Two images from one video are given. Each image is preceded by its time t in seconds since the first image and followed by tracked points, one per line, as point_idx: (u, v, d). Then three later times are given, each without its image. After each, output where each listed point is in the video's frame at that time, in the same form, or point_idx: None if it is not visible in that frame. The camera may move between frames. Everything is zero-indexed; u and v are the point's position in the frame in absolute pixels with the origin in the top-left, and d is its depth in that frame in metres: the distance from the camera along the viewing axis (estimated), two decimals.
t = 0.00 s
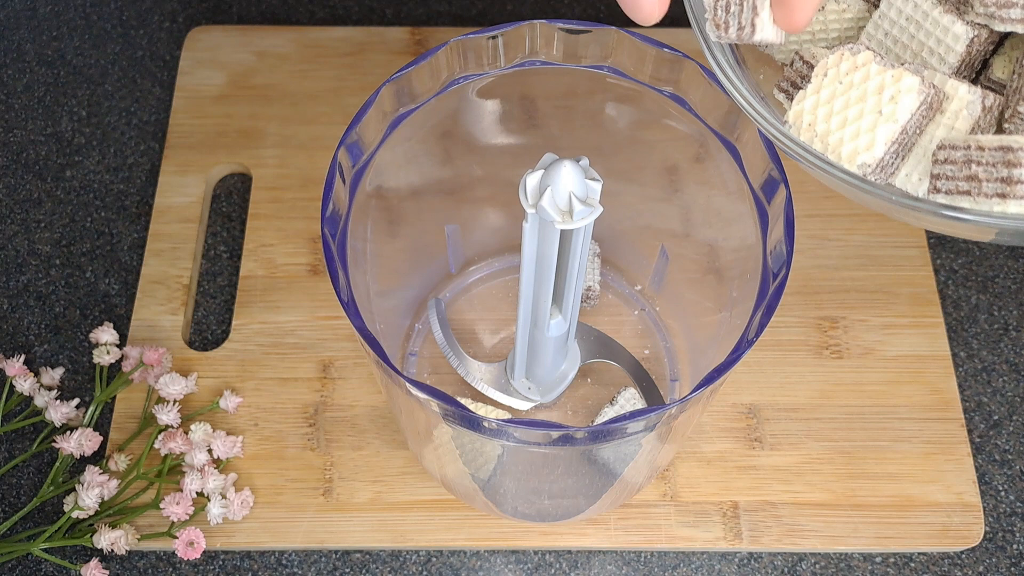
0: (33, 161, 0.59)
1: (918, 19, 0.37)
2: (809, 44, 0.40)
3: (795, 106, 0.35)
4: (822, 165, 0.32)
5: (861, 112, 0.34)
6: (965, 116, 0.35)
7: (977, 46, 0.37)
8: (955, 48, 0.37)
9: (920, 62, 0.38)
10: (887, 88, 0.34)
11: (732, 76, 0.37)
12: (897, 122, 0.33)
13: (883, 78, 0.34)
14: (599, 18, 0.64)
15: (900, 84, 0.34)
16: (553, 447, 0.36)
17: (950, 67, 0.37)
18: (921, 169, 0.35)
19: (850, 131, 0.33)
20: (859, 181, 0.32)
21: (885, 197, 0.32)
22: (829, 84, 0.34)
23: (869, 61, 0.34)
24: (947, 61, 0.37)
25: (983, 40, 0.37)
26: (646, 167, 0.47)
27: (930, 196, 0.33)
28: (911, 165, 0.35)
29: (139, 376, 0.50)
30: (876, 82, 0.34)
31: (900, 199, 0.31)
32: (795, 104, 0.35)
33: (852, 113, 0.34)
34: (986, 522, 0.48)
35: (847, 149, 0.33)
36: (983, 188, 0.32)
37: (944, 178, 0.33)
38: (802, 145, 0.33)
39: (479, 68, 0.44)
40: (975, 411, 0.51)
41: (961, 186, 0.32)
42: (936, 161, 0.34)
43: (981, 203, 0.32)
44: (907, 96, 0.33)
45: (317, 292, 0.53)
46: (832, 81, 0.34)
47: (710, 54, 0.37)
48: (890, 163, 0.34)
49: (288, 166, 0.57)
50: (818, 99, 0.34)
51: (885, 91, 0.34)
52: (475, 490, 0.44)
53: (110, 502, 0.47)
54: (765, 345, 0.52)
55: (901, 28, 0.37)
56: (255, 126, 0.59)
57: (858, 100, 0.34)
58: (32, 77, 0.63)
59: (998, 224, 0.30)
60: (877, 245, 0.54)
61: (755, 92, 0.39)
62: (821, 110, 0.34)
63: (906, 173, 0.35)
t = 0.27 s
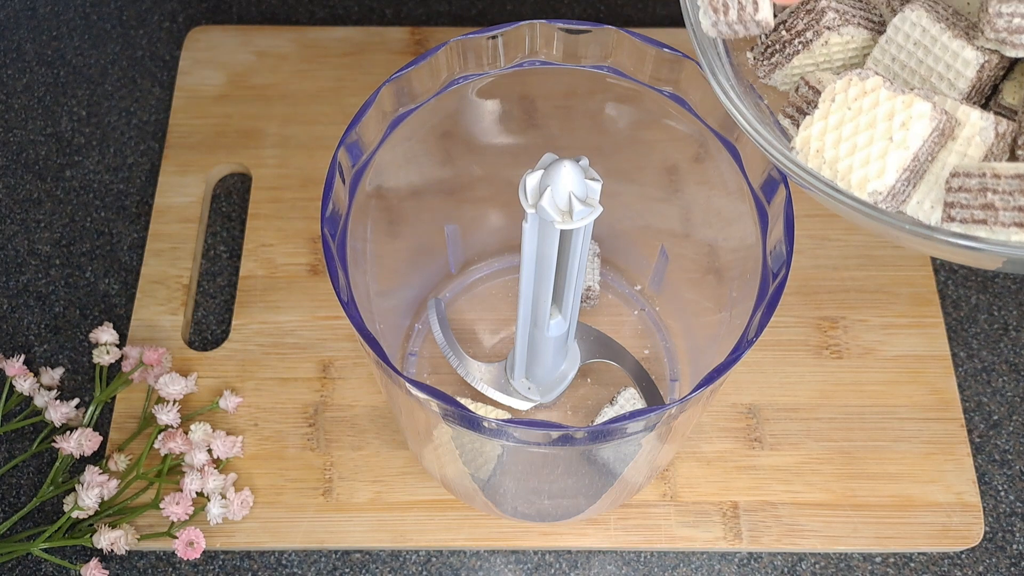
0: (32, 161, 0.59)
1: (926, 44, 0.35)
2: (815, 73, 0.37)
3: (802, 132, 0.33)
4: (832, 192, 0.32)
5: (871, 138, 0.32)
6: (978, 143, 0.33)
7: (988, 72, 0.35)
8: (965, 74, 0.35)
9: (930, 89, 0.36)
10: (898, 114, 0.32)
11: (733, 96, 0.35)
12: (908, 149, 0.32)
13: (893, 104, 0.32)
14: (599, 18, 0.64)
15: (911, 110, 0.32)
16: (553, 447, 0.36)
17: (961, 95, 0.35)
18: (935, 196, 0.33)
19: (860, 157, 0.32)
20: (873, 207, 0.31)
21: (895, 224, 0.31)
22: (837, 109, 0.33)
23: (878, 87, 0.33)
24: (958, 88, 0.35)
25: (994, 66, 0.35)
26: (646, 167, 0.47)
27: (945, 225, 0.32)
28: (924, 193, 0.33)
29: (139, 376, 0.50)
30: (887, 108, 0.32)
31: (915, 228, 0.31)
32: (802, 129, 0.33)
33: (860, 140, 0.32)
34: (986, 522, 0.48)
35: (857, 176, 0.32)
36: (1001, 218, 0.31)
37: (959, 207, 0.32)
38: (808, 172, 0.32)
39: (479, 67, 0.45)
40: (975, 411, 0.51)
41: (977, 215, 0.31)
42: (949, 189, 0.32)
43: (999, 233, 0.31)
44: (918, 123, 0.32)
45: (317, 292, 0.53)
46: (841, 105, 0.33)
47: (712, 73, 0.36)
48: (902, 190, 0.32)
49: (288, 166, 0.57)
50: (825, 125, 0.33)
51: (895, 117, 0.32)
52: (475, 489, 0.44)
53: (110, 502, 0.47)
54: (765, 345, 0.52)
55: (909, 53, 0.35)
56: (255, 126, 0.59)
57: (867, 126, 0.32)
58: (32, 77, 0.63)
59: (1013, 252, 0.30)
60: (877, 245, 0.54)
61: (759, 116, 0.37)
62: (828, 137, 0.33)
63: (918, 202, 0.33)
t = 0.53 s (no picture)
0: (33, 161, 0.59)
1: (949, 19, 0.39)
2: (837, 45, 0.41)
3: (821, 100, 0.37)
4: (847, 160, 0.34)
5: (889, 107, 0.36)
6: (996, 116, 0.36)
7: (1011, 48, 0.38)
8: (988, 49, 0.38)
9: (951, 62, 0.39)
10: (917, 84, 0.35)
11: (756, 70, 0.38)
12: (925, 119, 0.35)
13: (912, 74, 0.36)
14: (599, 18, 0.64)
15: (931, 80, 0.35)
16: (553, 447, 0.36)
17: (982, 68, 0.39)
18: (948, 169, 0.37)
19: (876, 125, 0.36)
20: (885, 175, 0.33)
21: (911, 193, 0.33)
22: (858, 78, 0.36)
23: (898, 56, 0.36)
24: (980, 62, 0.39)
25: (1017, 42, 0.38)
26: (646, 167, 0.48)
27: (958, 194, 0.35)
28: (938, 164, 0.37)
29: (140, 376, 0.50)
30: (906, 78, 0.36)
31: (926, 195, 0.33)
32: (822, 95, 0.37)
33: (878, 108, 0.36)
34: (986, 522, 0.48)
35: (873, 144, 0.35)
36: (1011, 188, 0.34)
37: (973, 177, 0.35)
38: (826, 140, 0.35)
39: (479, 67, 0.44)
40: (975, 411, 0.51)
41: (991, 185, 0.34)
42: (965, 160, 0.36)
43: (1010, 203, 0.34)
44: (938, 93, 0.35)
45: (317, 292, 0.53)
46: (860, 75, 0.36)
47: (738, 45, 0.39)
48: (916, 160, 0.36)
49: (288, 166, 0.57)
50: (844, 92, 0.37)
51: (915, 86, 0.36)
52: (475, 490, 0.44)
53: (110, 502, 0.47)
54: (765, 345, 0.52)
55: (933, 28, 0.39)
56: (255, 126, 0.59)
57: (886, 95, 0.36)
58: (32, 77, 0.63)
59: None
60: (877, 245, 0.54)
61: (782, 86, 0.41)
62: (847, 104, 0.36)
63: (932, 173, 0.37)
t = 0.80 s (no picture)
0: (33, 161, 0.59)
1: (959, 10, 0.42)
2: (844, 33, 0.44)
3: (830, 90, 0.39)
4: (857, 152, 0.35)
5: (901, 97, 0.38)
6: (1009, 106, 0.39)
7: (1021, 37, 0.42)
8: (1001, 37, 0.41)
9: (961, 51, 0.42)
10: (929, 74, 0.38)
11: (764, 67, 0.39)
12: (937, 109, 0.38)
13: (923, 64, 0.38)
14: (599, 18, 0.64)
15: (944, 70, 0.38)
16: (553, 447, 0.36)
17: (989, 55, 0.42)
18: (960, 161, 0.39)
19: (887, 117, 0.38)
20: (895, 166, 0.34)
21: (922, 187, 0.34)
22: (868, 69, 0.39)
23: (909, 46, 0.39)
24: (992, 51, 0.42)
25: None
26: (646, 167, 0.48)
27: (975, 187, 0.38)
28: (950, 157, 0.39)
29: (140, 376, 0.50)
30: (917, 68, 0.38)
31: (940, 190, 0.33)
32: (831, 87, 0.39)
33: (889, 98, 0.38)
34: (986, 522, 0.48)
35: (884, 136, 0.38)
36: None
37: (987, 170, 0.37)
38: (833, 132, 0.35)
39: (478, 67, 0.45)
40: (975, 411, 0.51)
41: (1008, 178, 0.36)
42: (979, 152, 0.38)
43: None
44: (951, 82, 0.37)
45: (317, 292, 0.53)
46: (870, 65, 0.39)
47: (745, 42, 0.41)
48: (928, 152, 0.38)
49: (288, 166, 0.57)
50: (854, 83, 0.39)
51: (927, 77, 0.38)
52: (475, 489, 0.44)
53: (110, 502, 0.47)
54: (765, 345, 0.52)
55: (942, 17, 0.42)
56: (255, 126, 0.59)
57: (897, 85, 0.38)
58: (32, 77, 0.63)
59: None
60: (877, 245, 0.54)
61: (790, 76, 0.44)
62: (855, 96, 0.39)
63: (944, 166, 0.39)
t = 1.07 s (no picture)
0: (32, 160, 0.59)
1: None
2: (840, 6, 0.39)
3: (824, 63, 0.36)
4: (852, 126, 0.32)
5: (895, 71, 0.35)
6: (1007, 80, 0.35)
7: None
8: (997, 11, 0.36)
9: (959, 25, 0.37)
10: (924, 46, 0.34)
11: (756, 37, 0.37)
12: (932, 84, 0.34)
13: (921, 35, 0.34)
14: (599, 18, 0.64)
15: (939, 42, 0.34)
16: (553, 447, 0.36)
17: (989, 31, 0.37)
18: (956, 136, 0.35)
19: (881, 91, 0.35)
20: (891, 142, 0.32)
21: (916, 161, 0.32)
22: (863, 41, 0.35)
23: (905, 17, 0.35)
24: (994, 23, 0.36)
25: None
26: (646, 167, 0.48)
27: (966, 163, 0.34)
28: (945, 132, 0.35)
29: (139, 376, 0.50)
30: (912, 40, 0.34)
31: (933, 163, 0.31)
32: (824, 60, 0.36)
33: (883, 73, 0.35)
34: (986, 522, 0.48)
35: (877, 111, 0.34)
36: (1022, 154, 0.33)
37: (981, 144, 0.34)
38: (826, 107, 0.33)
39: (479, 67, 0.45)
40: (975, 411, 0.51)
41: (1001, 152, 0.33)
42: (973, 127, 0.35)
43: (1019, 170, 0.33)
44: (946, 55, 0.34)
45: (317, 292, 0.53)
46: (865, 36, 0.35)
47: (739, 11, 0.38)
48: (922, 127, 0.35)
49: (288, 166, 0.57)
50: (848, 57, 0.35)
51: (922, 49, 0.34)
52: (475, 490, 0.44)
53: (110, 502, 0.47)
54: (765, 345, 0.52)
55: None
56: (255, 126, 0.59)
57: (891, 57, 0.35)
58: (32, 77, 0.63)
59: None
60: (877, 245, 0.54)
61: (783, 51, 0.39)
62: (850, 69, 0.35)
63: (938, 141, 0.35)
